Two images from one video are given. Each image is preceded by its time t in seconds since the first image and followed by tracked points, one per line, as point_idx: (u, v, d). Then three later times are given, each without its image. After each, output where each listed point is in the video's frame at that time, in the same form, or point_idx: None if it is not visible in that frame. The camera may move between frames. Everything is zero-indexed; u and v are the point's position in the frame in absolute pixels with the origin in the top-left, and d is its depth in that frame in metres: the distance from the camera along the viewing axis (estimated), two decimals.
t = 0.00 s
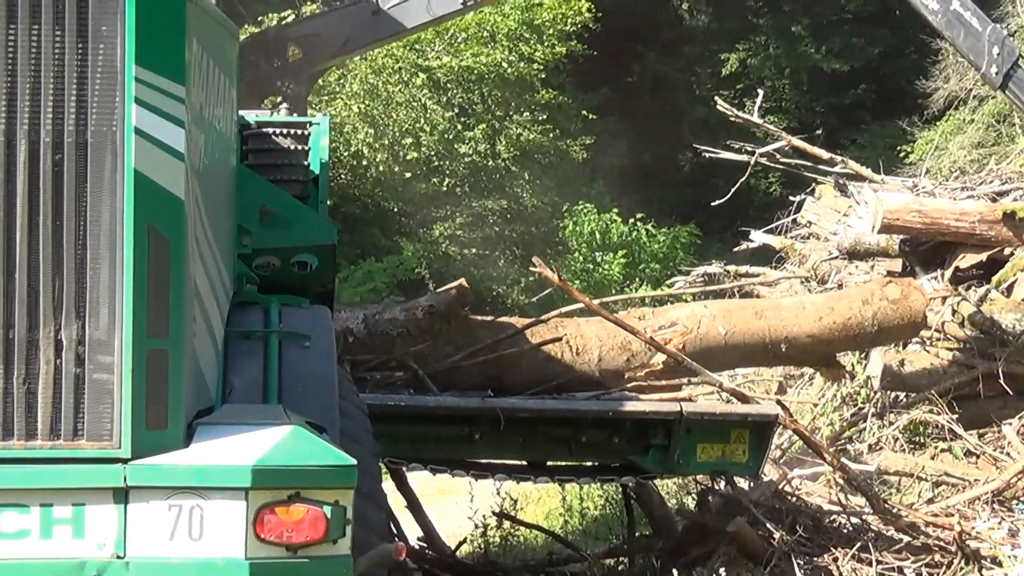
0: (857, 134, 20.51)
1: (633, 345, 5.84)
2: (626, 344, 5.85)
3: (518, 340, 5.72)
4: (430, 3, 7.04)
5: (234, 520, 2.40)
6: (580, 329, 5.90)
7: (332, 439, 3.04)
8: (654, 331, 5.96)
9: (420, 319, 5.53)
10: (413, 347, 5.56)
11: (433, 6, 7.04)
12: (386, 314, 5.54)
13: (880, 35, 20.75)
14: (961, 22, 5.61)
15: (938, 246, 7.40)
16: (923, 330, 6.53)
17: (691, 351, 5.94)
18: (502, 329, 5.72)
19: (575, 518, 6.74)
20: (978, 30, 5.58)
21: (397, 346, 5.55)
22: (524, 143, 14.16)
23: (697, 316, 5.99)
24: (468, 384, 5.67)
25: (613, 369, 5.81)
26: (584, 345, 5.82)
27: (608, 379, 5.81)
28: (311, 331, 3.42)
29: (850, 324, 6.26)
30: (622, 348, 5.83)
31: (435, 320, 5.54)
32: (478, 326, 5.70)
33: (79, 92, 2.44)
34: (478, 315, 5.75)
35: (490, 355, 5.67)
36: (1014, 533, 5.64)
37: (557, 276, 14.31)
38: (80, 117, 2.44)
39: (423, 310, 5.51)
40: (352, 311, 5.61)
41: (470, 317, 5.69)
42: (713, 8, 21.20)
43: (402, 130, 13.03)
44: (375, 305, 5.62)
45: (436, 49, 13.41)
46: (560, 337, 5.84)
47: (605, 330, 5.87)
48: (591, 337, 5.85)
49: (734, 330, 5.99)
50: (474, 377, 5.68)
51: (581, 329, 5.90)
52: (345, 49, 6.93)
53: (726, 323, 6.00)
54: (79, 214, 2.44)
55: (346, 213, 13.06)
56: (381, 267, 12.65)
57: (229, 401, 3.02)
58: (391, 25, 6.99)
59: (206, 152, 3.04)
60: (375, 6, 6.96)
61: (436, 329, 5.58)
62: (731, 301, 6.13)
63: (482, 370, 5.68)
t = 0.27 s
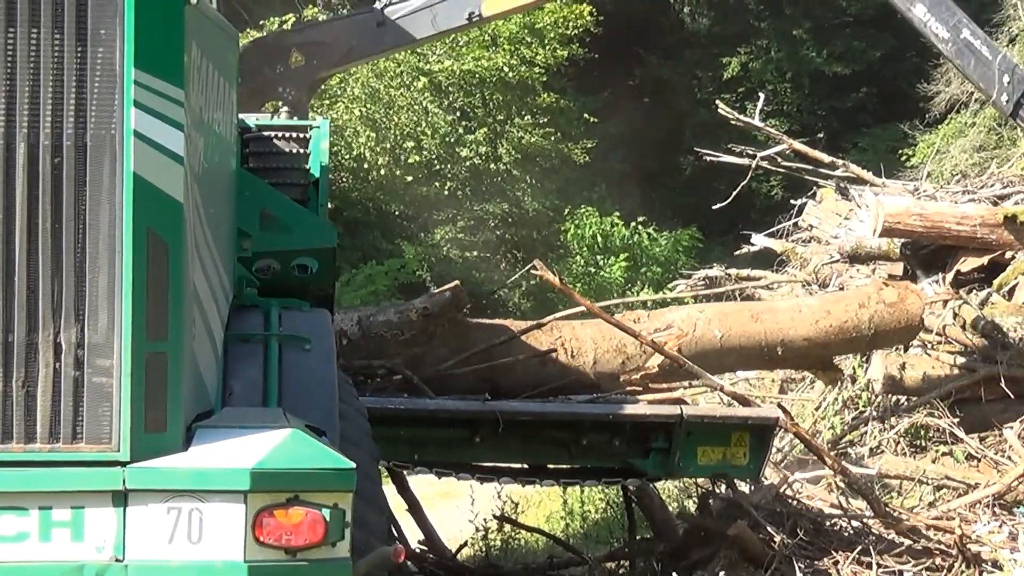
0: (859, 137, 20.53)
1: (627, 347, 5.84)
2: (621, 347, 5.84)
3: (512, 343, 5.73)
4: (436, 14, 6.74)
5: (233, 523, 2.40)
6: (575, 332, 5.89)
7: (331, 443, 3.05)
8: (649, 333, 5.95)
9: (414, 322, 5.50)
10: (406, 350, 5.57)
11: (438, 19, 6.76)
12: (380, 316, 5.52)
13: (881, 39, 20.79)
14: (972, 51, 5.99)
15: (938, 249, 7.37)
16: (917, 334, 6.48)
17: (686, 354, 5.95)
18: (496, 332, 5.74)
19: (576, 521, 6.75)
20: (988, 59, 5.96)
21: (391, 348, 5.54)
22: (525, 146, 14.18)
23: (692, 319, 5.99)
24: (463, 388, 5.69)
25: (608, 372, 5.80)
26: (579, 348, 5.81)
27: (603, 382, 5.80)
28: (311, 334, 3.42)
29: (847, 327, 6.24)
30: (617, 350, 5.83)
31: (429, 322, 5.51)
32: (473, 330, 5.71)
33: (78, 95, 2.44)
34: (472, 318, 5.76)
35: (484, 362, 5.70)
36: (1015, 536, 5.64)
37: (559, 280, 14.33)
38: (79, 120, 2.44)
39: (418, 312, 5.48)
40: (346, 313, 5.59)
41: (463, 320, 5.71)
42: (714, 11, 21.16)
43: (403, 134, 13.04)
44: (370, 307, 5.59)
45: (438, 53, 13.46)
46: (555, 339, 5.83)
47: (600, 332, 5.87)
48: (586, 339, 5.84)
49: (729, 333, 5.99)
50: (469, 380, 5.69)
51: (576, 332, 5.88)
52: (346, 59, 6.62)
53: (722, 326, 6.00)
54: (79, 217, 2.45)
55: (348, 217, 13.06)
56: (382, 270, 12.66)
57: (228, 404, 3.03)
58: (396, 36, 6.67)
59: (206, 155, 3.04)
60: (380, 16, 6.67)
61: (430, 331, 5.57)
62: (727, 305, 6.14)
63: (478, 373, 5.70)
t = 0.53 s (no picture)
0: (861, 139, 20.55)
1: (623, 350, 5.84)
2: (617, 350, 5.84)
3: (509, 347, 5.75)
4: (441, 25, 6.56)
5: (235, 526, 2.40)
6: (572, 335, 5.89)
7: (334, 444, 3.05)
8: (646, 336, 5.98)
9: (410, 324, 5.51)
10: (402, 353, 5.57)
11: (444, 31, 6.56)
12: (375, 318, 5.51)
13: (883, 41, 20.83)
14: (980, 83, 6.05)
15: (939, 252, 7.33)
16: (916, 338, 6.50)
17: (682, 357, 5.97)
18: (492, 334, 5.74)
19: (578, 523, 6.76)
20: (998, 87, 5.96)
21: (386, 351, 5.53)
22: (527, 148, 14.22)
23: (688, 323, 6.01)
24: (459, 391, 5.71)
25: (604, 375, 5.81)
26: (575, 350, 5.82)
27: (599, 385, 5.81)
28: (313, 336, 3.42)
29: (844, 331, 6.24)
30: (613, 354, 5.83)
31: (424, 325, 5.53)
32: (469, 334, 5.71)
33: (80, 97, 2.44)
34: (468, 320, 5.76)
35: (479, 364, 5.71)
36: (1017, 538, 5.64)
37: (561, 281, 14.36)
38: (81, 122, 2.45)
39: (413, 315, 5.50)
40: (343, 315, 5.60)
41: (459, 322, 5.70)
42: (716, 13, 21.21)
43: (405, 136, 13.04)
44: (364, 309, 5.60)
45: (440, 55, 13.50)
46: (551, 341, 5.83)
47: (595, 335, 5.88)
48: (582, 342, 5.85)
49: (726, 337, 6.00)
50: (463, 381, 5.70)
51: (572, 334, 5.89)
52: (347, 67, 6.50)
53: (719, 330, 6.01)
54: (81, 219, 2.45)
55: (349, 219, 13.07)
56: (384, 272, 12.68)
57: (230, 406, 3.03)
58: (398, 46, 6.52)
59: (208, 157, 3.04)
60: (385, 24, 6.52)
61: (426, 334, 5.58)
62: (725, 307, 6.15)
63: (472, 375, 5.70)
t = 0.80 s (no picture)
0: (864, 142, 20.53)
1: (620, 354, 5.86)
2: (614, 355, 5.86)
3: (505, 350, 5.74)
4: (448, 41, 6.47)
5: (237, 530, 2.40)
6: (568, 339, 5.89)
7: (336, 449, 3.05)
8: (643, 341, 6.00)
9: (406, 329, 5.53)
10: (398, 358, 5.59)
11: (450, 47, 6.47)
12: (372, 322, 5.55)
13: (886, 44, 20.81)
14: (989, 117, 6.10)
15: (942, 255, 7.35)
16: (914, 344, 6.48)
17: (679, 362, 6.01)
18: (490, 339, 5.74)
19: (581, 527, 6.77)
20: (1005, 125, 6.05)
21: (383, 355, 5.56)
22: (530, 151, 14.28)
23: (686, 328, 6.05)
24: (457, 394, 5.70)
25: (602, 380, 5.82)
26: (572, 354, 5.83)
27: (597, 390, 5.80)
28: (314, 340, 3.43)
29: (842, 336, 6.23)
30: (610, 358, 5.84)
31: (421, 329, 5.54)
32: (465, 339, 5.70)
33: (82, 102, 2.45)
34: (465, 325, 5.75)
35: (475, 366, 5.68)
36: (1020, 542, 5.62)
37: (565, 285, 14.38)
38: (83, 127, 2.44)
39: (410, 319, 5.51)
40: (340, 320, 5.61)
41: (456, 327, 5.70)
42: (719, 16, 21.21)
43: (408, 140, 13.04)
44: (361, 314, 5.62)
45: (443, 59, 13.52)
46: (548, 346, 5.84)
47: (592, 340, 5.89)
48: (579, 347, 5.85)
49: (723, 341, 6.02)
50: (459, 386, 5.70)
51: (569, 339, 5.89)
52: (352, 77, 6.49)
53: (716, 335, 6.03)
54: (83, 223, 2.45)
55: (352, 223, 13.10)
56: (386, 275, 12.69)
57: (232, 410, 3.03)
58: (405, 59, 6.47)
59: (209, 162, 3.05)
60: (393, 36, 6.47)
61: (422, 338, 5.59)
62: (723, 312, 6.17)
63: (468, 380, 5.70)
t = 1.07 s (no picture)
0: (866, 143, 20.51)
1: (616, 355, 5.82)
2: (610, 355, 5.82)
3: (501, 351, 5.73)
4: (451, 53, 6.47)
5: (239, 531, 2.41)
6: (564, 340, 5.88)
7: (337, 451, 3.05)
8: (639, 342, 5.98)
9: (401, 330, 5.56)
10: (394, 359, 5.60)
11: (453, 60, 6.47)
12: (367, 323, 5.56)
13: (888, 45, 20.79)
14: (997, 139, 6.07)
15: (945, 256, 7.37)
16: (912, 345, 6.35)
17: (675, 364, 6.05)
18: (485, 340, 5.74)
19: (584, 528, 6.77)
20: (1014, 148, 6.05)
21: (377, 355, 5.56)
22: (533, 153, 14.28)
23: (682, 329, 6.09)
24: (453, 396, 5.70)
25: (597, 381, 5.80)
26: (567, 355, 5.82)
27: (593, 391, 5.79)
28: (317, 342, 3.43)
29: (838, 337, 6.16)
30: (605, 359, 5.82)
31: (416, 330, 5.56)
32: (461, 340, 5.69)
33: (83, 105, 2.45)
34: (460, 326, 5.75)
35: (470, 367, 5.68)
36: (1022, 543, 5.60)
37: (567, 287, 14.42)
38: (84, 129, 2.45)
39: (404, 320, 5.55)
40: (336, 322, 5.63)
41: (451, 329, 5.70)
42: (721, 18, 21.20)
43: (410, 141, 13.10)
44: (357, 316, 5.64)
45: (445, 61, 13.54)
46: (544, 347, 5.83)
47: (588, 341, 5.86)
48: (574, 348, 5.84)
49: (719, 342, 6.05)
50: (454, 389, 5.71)
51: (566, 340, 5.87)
52: (354, 85, 6.50)
53: (711, 336, 6.07)
54: (84, 225, 2.45)
55: (354, 226, 13.14)
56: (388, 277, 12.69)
57: (234, 412, 3.04)
58: (409, 69, 6.49)
59: (211, 164, 3.05)
60: (395, 47, 6.46)
61: (418, 339, 5.60)
62: (720, 314, 6.21)
63: (463, 381, 5.71)
